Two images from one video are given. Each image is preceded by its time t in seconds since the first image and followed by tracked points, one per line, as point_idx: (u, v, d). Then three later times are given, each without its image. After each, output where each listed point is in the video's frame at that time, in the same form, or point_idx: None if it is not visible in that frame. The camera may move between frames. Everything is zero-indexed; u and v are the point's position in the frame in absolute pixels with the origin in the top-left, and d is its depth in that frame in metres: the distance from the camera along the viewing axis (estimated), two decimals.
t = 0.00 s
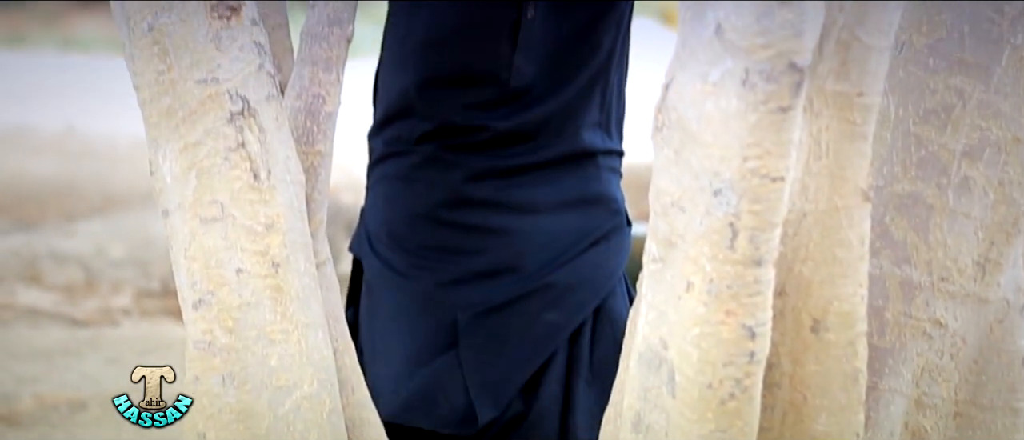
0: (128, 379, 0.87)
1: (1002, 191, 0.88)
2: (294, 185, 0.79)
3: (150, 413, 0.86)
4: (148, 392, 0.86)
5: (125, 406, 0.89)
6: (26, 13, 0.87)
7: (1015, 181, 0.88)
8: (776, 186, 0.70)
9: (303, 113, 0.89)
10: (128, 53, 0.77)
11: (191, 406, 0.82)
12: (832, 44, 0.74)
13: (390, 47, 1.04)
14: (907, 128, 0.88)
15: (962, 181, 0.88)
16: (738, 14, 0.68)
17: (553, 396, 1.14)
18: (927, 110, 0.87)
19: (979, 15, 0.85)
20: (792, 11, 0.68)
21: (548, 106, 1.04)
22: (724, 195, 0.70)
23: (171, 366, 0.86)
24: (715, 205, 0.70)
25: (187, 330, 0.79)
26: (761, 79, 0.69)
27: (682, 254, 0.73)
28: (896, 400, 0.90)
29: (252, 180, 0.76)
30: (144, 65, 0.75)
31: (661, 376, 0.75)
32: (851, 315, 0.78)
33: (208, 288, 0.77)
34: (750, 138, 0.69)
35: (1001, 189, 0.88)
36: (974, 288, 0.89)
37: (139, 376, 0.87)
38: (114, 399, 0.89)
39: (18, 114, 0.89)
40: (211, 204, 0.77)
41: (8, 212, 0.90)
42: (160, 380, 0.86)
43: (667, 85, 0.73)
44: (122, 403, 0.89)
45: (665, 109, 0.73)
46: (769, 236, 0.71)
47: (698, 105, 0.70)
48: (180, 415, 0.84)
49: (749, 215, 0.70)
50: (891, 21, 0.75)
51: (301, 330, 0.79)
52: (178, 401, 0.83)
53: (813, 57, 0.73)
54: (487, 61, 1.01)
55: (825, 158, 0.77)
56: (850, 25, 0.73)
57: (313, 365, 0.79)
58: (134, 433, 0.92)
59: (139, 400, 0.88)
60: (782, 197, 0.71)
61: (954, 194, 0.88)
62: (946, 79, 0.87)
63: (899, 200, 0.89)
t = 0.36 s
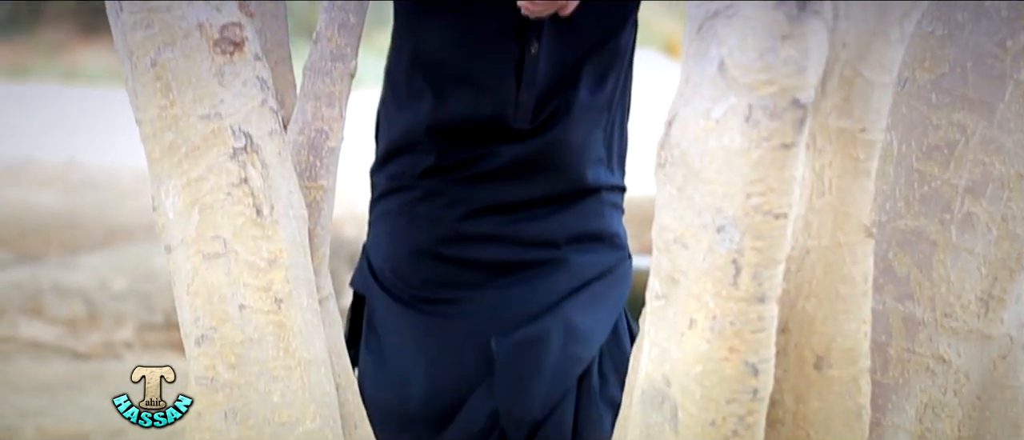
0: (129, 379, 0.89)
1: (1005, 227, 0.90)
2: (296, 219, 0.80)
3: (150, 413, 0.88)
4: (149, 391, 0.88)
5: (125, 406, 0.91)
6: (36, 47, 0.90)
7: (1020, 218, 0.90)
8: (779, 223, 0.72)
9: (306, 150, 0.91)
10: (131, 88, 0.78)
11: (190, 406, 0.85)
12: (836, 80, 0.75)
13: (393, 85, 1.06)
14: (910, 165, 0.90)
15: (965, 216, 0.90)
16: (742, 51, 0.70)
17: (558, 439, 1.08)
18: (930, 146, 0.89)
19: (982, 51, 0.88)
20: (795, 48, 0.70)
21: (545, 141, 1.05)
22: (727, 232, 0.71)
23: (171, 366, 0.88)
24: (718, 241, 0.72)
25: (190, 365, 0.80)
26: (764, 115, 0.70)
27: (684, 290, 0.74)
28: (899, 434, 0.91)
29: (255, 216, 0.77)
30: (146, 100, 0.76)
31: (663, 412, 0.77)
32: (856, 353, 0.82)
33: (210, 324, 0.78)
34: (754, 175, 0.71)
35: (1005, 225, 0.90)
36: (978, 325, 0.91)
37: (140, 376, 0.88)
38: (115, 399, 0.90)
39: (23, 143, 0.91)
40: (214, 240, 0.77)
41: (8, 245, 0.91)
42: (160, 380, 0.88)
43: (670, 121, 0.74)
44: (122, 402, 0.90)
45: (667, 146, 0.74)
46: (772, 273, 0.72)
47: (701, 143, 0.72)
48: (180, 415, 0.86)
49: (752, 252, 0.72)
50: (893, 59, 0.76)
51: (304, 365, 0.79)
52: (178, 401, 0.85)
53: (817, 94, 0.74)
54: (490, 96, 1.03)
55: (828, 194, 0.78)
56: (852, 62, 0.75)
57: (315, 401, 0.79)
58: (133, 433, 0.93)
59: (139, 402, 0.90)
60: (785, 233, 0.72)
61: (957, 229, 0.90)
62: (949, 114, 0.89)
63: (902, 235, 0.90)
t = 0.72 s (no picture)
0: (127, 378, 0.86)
1: (1008, 265, 0.93)
2: (299, 258, 0.82)
3: (149, 413, 0.85)
4: (147, 390, 0.85)
5: (124, 406, 0.89)
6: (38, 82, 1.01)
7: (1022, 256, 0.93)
8: (782, 261, 0.74)
9: (309, 187, 0.93)
10: (135, 126, 0.79)
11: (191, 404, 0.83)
12: (837, 120, 0.79)
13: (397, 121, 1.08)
14: (912, 203, 0.95)
15: (968, 254, 0.93)
16: (743, 90, 0.71)
17: None
18: (932, 185, 0.94)
19: (985, 90, 0.91)
20: (797, 87, 0.71)
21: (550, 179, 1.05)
22: (730, 271, 0.73)
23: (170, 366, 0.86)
24: (721, 279, 0.74)
25: (195, 402, 0.81)
26: (767, 155, 0.72)
27: (687, 330, 0.76)
28: None
29: (258, 254, 0.78)
30: (150, 139, 0.78)
31: None
32: (858, 391, 0.83)
33: (213, 363, 0.79)
34: (756, 214, 0.73)
35: (1008, 263, 0.93)
36: (980, 361, 0.93)
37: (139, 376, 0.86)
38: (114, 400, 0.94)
39: None
40: (216, 279, 0.78)
41: None
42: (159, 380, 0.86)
43: (673, 160, 0.76)
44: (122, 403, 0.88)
45: (671, 185, 0.76)
46: (774, 312, 0.75)
47: (704, 182, 0.73)
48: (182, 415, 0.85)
49: (755, 290, 0.74)
50: (895, 98, 0.79)
51: (307, 404, 0.80)
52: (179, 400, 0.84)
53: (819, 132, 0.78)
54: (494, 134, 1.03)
55: (830, 233, 0.82)
56: (854, 101, 0.79)
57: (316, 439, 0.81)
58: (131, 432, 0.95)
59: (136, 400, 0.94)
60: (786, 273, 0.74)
61: (960, 267, 0.93)
62: (951, 153, 0.93)
63: (905, 273, 0.95)
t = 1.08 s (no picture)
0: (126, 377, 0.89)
1: (1010, 305, 1.00)
2: (302, 298, 0.83)
3: (150, 414, 0.88)
4: (150, 392, 0.90)
5: (126, 406, 0.92)
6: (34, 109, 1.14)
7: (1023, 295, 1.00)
8: (784, 302, 0.76)
9: (311, 228, 0.94)
10: (137, 167, 0.82)
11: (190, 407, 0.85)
12: (841, 160, 0.80)
13: (401, 160, 1.08)
14: (915, 242, 1.04)
15: (971, 294, 1.00)
16: (746, 131, 0.74)
17: None
18: (935, 224, 1.03)
19: (987, 129, 1.00)
20: (799, 128, 0.73)
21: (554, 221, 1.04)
22: (733, 312, 0.76)
23: (171, 368, 0.89)
24: (725, 320, 0.76)
25: None
26: (770, 196, 0.74)
27: (691, 370, 0.78)
28: None
29: (260, 295, 0.81)
30: (152, 180, 0.81)
31: None
32: (861, 430, 0.84)
33: (215, 403, 0.82)
34: (759, 255, 0.75)
35: (1010, 304, 1.00)
36: (984, 402, 1.00)
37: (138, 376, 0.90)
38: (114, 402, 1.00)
39: None
40: (218, 319, 0.81)
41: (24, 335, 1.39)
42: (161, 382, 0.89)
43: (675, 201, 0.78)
44: (121, 403, 0.92)
45: (672, 226, 0.78)
46: (777, 352, 0.76)
47: (707, 222, 0.75)
48: (180, 415, 0.87)
49: (758, 332, 0.76)
50: (898, 139, 0.80)
51: None
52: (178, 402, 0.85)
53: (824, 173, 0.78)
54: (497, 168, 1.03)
55: (833, 274, 0.83)
56: (857, 142, 0.79)
57: None
58: None
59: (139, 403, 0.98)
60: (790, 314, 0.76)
61: (962, 309, 1.01)
62: (953, 193, 1.02)
63: (908, 314, 1.03)
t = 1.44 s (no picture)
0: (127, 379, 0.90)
1: (1011, 346, 0.99)
2: (305, 339, 0.85)
3: (150, 414, 0.89)
4: (149, 391, 0.90)
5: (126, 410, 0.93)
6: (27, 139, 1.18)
7: None
8: (786, 343, 0.77)
9: (314, 267, 0.95)
10: (139, 206, 0.85)
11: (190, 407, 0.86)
12: (843, 201, 0.84)
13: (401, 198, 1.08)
14: (918, 282, 1.08)
15: (973, 334, 1.01)
16: (749, 173, 0.75)
17: None
18: (937, 264, 1.05)
19: (989, 170, 1.03)
20: (802, 169, 0.75)
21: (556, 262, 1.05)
22: (735, 352, 0.77)
23: (170, 367, 0.90)
24: (726, 361, 0.77)
25: None
26: (772, 237, 0.76)
27: (693, 411, 0.79)
28: None
29: (262, 335, 0.82)
30: (155, 220, 0.83)
31: None
32: None
33: None
34: (761, 296, 0.76)
35: (1011, 343, 0.99)
36: None
37: (138, 377, 0.90)
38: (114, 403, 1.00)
39: None
40: (222, 358, 0.82)
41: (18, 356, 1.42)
42: (161, 381, 0.89)
43: (677, 242, 0.80)
44: (122, 403, 0.93)
45: (675, 266, 0.80)
46: (778, 393, 0.77)
47: (708, 262, 0.77)
48: (180, 415, 0.87)
49: (760, 372, 0.77)
50: (899, 180, 0.84)
51: None
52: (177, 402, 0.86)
53: (824, 214, 0.83)
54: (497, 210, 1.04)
55: (835, 314, 0.86)
56: (859, 183, 0.84)
57: None
58: None
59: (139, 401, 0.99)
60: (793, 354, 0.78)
61: (965, 348, 1.02)
62: (955, 232, 1.05)
63: (911, 353, 1.07)
